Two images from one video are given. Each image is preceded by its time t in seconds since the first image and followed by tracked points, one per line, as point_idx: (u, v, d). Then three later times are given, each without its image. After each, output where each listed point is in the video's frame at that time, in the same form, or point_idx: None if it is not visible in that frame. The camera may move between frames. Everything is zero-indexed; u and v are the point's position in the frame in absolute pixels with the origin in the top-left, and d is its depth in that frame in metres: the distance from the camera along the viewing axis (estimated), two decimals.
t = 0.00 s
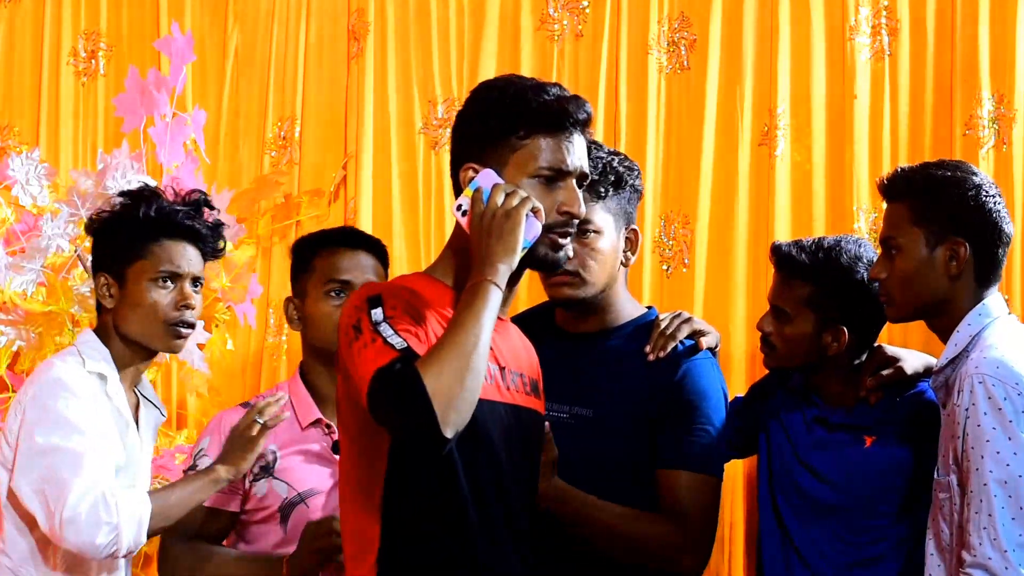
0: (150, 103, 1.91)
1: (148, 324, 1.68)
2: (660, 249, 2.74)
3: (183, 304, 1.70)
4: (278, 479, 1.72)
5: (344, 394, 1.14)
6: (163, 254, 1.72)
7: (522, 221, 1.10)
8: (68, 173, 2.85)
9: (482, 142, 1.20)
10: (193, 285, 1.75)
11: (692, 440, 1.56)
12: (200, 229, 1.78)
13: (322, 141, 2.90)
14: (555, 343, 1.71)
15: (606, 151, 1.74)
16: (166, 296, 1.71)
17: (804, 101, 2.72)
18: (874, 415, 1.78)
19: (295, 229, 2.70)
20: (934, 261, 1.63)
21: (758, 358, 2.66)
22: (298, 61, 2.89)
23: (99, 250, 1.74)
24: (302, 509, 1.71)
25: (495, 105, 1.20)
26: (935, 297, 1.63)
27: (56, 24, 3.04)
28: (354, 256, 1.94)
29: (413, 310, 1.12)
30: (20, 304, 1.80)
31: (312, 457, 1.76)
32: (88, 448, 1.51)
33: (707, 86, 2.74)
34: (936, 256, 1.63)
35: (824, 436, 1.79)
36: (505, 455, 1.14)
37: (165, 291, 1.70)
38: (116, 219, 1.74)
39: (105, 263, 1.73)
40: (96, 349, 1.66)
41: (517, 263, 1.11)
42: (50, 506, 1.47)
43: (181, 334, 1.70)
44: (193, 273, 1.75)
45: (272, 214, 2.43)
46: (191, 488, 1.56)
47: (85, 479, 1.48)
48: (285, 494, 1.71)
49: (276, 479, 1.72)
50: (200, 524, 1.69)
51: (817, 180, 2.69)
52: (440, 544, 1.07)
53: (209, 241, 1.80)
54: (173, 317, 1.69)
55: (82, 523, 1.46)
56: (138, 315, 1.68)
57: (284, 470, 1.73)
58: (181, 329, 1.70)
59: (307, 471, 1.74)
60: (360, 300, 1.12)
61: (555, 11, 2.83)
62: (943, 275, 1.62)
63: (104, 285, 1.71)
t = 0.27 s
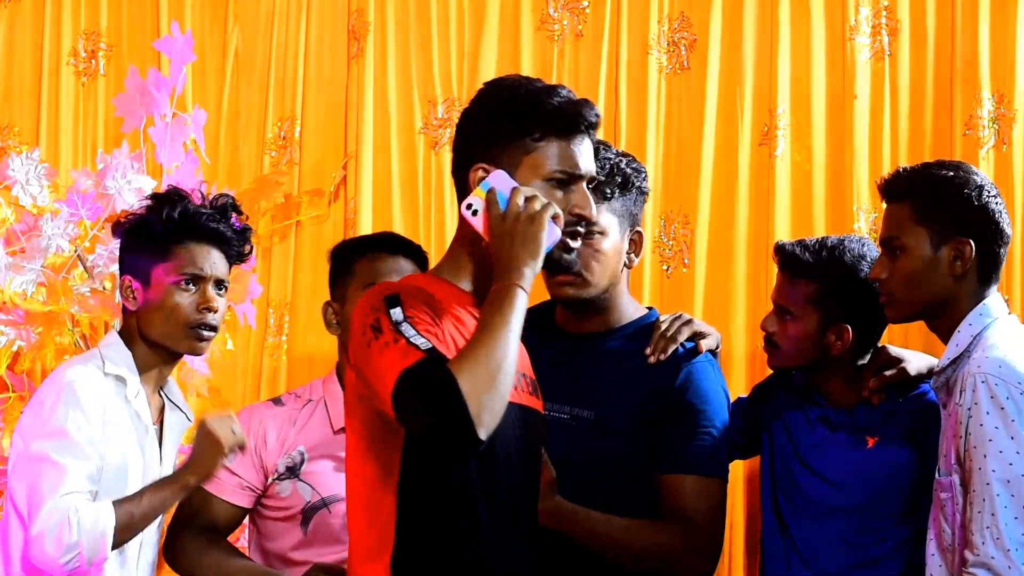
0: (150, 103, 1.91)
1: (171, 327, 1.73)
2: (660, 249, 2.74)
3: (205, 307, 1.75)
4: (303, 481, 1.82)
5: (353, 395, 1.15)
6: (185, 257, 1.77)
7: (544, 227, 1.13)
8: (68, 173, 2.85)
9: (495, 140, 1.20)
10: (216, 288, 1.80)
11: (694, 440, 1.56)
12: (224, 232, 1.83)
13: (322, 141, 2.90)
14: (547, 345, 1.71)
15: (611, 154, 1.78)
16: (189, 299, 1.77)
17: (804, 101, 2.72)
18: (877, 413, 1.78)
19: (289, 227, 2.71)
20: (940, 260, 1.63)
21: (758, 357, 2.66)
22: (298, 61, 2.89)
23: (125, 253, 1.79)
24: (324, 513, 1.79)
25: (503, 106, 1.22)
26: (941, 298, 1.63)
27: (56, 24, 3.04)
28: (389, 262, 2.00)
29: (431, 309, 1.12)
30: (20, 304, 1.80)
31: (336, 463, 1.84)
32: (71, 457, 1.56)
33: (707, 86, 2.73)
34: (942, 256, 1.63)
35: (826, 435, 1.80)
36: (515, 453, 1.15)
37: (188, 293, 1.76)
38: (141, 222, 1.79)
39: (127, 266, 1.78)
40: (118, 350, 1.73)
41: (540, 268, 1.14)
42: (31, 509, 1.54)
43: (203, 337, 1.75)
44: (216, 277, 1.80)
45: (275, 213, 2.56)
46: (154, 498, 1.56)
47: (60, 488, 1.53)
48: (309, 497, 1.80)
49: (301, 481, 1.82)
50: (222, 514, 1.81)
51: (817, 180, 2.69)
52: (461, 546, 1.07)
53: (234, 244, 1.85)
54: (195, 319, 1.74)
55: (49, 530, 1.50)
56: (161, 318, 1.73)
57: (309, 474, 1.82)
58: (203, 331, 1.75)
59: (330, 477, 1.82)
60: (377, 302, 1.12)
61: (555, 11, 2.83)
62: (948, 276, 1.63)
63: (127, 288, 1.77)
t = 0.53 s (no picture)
0: (150, 103, 1.90)
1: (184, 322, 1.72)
2: (660, 249, 2.74)
3: (220, 302, 1.74)
4: (317, 485, 1.78)
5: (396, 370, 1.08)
6: (200, 252, 1.76)
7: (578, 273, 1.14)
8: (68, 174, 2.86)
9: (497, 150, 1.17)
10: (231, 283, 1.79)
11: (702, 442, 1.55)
12: (238, 227, 1.83)
13: (322, 141, 2.90)
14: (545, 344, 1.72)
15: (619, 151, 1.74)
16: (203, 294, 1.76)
17: (804, 101, 2.72)
18: (878, 412, 1.77)
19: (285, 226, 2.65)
20: (952, 258, 1.65)
21: (758, 357, 2.66)
22: (298, 61, 2.89)
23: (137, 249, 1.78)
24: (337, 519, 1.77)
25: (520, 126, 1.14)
26: (953, 296, 1.64)
27: (56, 24, 3.04)
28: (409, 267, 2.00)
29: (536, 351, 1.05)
30: (20, 304, 1.79)
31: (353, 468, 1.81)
32: (73, 456, 1.55)
33: (707, 86, 2.73)
34: (954, 255, 1.65)
35: (826, 435, 1.80)
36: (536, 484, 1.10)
37: (203, 289, 1.75)
38: (155, 217, 1.78)
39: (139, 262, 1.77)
40: (134, 345, 1.72)
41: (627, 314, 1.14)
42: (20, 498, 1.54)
43: (219, 332, 1.74)
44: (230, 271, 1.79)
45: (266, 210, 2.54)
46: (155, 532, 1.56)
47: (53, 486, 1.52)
48: (322, 501, 1.78)
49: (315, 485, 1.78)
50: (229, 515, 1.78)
51: (817, 180, 2.69)
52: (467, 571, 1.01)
53: (248, 238, 1.86)
54: (210, 315, 1.73)
55: (32, 529, 1.50)
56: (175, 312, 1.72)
57: (323, 478, 1.79)
58: (219, 326, 1.75)
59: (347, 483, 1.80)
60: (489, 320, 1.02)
61: (555, 11, 2.83)
62: (960, 274, 1.65)
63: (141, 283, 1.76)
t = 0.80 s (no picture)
0: (150, 103, 1.90)
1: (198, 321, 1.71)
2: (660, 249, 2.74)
3: (232, 305, 1.73)
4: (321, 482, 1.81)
5: (484, 335, 1.08)
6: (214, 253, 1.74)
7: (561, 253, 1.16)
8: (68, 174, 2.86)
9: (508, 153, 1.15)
10: (242, 286, 1.77)
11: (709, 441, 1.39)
12: (253, 229, 1.81)
13: (322, 141, 2.90)
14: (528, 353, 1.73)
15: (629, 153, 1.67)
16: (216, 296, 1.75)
17: (804, 101, 2.72)
18: (874, 411, 1.79)
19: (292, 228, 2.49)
20: (947, 259, 1.65)
21: (758, 357, 2.66)
22: (298, 61, 2.89)
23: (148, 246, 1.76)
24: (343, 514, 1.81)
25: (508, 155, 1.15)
26: (950, 295, 1.64)
27: (56, 24, 3.04)
28: (410, 267, 2.00)
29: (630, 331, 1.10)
30: (20, 304, 1.79)
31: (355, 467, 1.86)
32: (82, 453, 1.52)
33: (707, 86, 2.73)
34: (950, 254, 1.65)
35: (824, 435, 1.81)
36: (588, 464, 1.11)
37: (216, 291, 1.73)
38: (168, 215, 1.76)
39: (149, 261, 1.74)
40: (143, 345, 1.69)
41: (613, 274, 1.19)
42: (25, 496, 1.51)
43: (229, 335, 1.73)
44: (241, 274, 1.77)
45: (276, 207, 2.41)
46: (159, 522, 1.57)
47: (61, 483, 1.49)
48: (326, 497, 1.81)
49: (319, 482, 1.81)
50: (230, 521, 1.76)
51: (817, 180, 2.69)
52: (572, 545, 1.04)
53: (261, 242, 1.84)
54: (222, 317, 1.72)
55: (42, 525, 1.47)
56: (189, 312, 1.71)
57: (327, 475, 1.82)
58: (229, 329, 1.73)
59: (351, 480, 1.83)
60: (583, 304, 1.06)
61: (555, 11, 2.83)
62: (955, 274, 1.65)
63: (152, 282, 1.73)
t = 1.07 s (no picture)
0: (150, 103, 1.89)
1: (201, 324, 1.72)
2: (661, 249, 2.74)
3: (236, 309, 1.75)
4: (317, 483, 1.81)
5: (569, 361, 1.05)
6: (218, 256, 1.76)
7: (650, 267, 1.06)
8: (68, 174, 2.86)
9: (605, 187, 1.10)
10: (245, 290, 1.79)
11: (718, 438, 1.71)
12: (255, 235, 1.83)
13: (322, 141, 2.90)
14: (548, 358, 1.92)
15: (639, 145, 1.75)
16: (219, 300, 1.77)
17: (805, 101, 2.72)
18: (872, 411, 1.79)
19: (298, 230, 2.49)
20: (940, 260, 1.65)
21: (759, 357, 2.66)
22: (298, 61, 2.89)
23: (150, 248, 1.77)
24: (340, 515, 1.78)
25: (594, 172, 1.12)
26: (945, 295, 1.64)
27: (56, 24, 3.04)
28: (410, 267, 2.01)
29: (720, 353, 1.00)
30: (20, 304, 1.78)
31: (352, 467, 1.84)
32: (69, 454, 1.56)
33: (707, 86, 2.74)
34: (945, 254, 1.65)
35: (822, 436, 1.81)
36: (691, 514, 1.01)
37: (219, 295, 1.75)
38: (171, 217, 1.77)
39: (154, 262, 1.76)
40: (133, 344, 1.74)
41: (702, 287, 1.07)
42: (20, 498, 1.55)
43: (231, 339, 1.74)
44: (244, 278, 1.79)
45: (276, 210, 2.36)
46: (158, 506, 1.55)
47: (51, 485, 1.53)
48: (324, 498, 1.80)
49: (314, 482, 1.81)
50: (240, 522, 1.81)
51: (817, 180, 2.69)
52: None
53: (262, 246, 1.85)
54: (225, 321, 1.74)
55: (37, 521, 1.51)
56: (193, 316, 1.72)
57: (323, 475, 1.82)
58: (231, 333, 1.75)
59: (346, 480, 1.82)
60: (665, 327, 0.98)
61: (555, 12, 2.83)
62: (951, 274, 1.64)
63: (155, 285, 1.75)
